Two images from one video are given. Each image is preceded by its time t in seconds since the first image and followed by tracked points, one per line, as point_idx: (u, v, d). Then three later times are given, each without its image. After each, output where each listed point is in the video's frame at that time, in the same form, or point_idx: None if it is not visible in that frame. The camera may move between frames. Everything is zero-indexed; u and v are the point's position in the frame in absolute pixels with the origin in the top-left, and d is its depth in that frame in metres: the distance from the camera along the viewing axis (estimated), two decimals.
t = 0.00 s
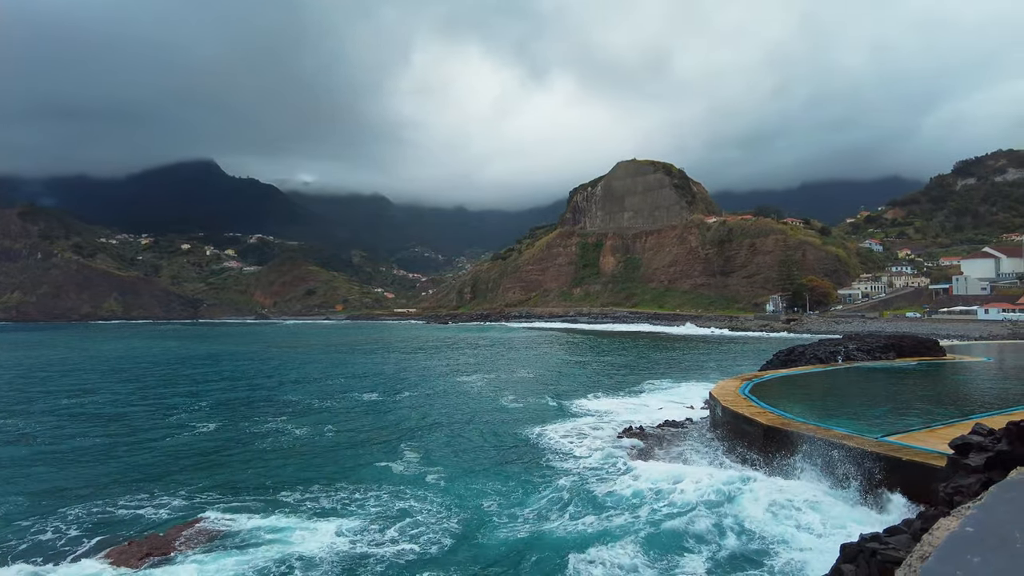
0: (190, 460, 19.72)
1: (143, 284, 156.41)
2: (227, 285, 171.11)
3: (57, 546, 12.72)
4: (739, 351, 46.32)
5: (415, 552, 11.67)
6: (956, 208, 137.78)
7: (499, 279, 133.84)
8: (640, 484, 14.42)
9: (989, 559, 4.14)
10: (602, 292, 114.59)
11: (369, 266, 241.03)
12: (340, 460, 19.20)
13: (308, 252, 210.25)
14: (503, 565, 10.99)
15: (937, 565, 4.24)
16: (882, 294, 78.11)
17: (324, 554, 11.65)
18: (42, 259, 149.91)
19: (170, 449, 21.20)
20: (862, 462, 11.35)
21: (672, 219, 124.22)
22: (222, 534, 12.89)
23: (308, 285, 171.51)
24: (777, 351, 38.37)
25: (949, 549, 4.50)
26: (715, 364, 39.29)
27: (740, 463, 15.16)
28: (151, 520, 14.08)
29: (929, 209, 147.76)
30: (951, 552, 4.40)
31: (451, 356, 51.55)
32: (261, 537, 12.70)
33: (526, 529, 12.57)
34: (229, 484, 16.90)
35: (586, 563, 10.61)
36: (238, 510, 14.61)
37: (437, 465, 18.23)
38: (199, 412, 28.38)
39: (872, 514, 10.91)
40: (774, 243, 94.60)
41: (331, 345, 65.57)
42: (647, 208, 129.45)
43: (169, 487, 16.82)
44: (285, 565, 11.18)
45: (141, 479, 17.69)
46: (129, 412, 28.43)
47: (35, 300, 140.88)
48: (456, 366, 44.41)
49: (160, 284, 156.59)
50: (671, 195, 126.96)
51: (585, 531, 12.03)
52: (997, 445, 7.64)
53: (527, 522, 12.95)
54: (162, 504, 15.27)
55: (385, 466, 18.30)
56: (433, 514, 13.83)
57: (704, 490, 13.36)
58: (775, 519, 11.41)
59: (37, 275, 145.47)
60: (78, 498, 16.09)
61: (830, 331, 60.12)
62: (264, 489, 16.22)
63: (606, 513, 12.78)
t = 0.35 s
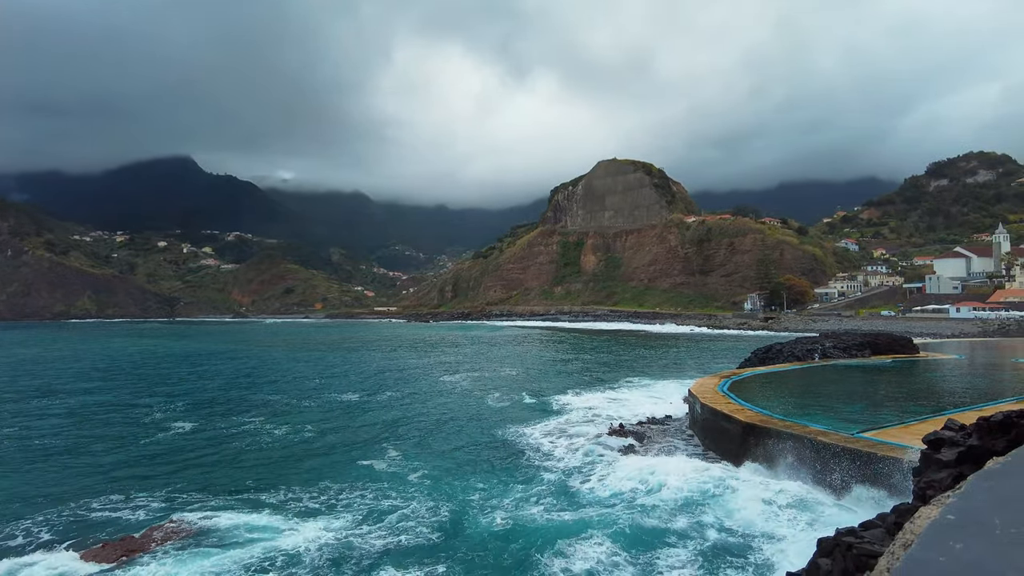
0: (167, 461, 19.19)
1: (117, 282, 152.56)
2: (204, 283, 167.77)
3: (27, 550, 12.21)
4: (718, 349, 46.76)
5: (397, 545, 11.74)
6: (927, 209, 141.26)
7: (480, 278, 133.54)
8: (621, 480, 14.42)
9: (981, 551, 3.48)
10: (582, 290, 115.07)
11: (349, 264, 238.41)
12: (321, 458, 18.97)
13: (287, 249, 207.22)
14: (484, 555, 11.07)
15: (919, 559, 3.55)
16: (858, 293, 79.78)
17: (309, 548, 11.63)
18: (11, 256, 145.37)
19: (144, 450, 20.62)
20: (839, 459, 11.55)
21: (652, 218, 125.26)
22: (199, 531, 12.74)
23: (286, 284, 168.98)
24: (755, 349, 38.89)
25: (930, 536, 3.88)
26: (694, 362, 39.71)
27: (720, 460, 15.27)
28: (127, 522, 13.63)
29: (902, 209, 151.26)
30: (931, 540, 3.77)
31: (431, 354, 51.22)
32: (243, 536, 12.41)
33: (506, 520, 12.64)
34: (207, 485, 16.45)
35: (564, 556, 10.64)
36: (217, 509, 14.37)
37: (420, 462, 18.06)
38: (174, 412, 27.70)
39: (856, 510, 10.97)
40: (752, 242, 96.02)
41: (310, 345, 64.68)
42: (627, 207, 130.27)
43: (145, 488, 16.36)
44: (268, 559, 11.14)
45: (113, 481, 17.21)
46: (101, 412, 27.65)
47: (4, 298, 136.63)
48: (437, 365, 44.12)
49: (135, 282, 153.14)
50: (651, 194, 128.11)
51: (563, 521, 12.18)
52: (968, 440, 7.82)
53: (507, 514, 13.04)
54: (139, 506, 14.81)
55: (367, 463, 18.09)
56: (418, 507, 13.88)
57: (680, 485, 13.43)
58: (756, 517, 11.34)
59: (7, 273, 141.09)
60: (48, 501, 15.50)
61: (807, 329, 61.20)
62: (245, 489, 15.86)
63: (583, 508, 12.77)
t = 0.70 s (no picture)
0: (148, 454, 18.86)
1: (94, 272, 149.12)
2: (185, 273, 164.80)
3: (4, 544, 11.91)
4: (701, 340, 47.30)
5: (383, 531, 11.76)
6: (904, 202, 144.01)
7: (464, 269, 133.10)
8: (604, 468, 14.55)
9: (970, 538, 2.98)
10: (566, 282, 115.38)
11: (331, 254, 235.92)
12: (304, 450, 18.79)
13: (267, 239, 204.30)
14: (469, 540, 11.15)
15: (897, 539, 3.08)
16: (838, 284, 81.23)
17: (295, 536, 11.61)
18: None
19: (123, 443, 20.24)
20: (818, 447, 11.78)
21: (636, 209, 125.82)
22: (180, 521, 12.60)
23: (268, 274, 166.65)
24: (736, 340, 39.42)
25: (913, 517, 3.40)
26: (676, 352, 40.20)
27: (701, 448, 15.45)
28: (106, 515, 13.35)
29: (880, 202, 154.02)
30: (915, 522, 3.26)
31: (415, 346, 51.01)
32: (227, 526, 12.33)
33: (489, 506, 12.74)
34: (190, 477, 16.18)
35: (543, 545, 10.69)
36: (196, 500, 14.20)
37: (404, 453, 17.96)
38: (153, 404, 27.18)
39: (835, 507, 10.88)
40: (734, 234, 97.08)
41: (292, 336, 64.00)
42: (611, 198, 130.73)
43: (125, 481, 16.03)
44: (253, 547, 11.08)
45: (90, 474, 16.86)
46: (77, 404, 27.03)
47: None
48: (421, 356, 44.00)
49: (113, 273, 149.91)
50: (635, 185, 128.71)
51: (543, 509, 12.27)
52: (943, 428, 7.99)
53: (490, 501, 13.08)
54: (120, 499, 14.53)
55: (352, 455, 17.94)
56: (404, 493, 13.93)
57: (663, 475, 13.53)
58: (737, 511, 11.26)
59: None
60: (25, 495, 15.12)
61: (788, 320, 62.20)
62: (227, 482, 15.64)
63: (561, 497, 12.81)
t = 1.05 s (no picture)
0: (132, 440, 18.65)
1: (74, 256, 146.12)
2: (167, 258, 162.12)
3: None
4: (687, 325, 47.72)
5: (369, 511, 11.70)
6: (887, 188, 145.84)
7: (451, 254, 132.55)
8: (589, 452, 14.57)
9: (956, 514, 2.81)
10: (553, 267, 115.51)
11: (316, 239, 233.54)
12: (291, 435, 18.66)
13: (251, 223, 201.41)
14: (454, 521, 11.18)
15: (886, 514, 2.92)
16: (821, 270, 82.35)
17: (282, 516, 11.53)
18: None
19: (107, 429, 19.99)
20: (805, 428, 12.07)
21: (623, 195, 126.00)
22: (167, 503, 12.51)
23: (252, 259, 164.59)
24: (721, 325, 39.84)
25: (899, 493, 3.16)
26: (661, 336, 40.54)
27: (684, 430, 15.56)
28: (92, 500, 13.21)
29: (864, 189, 155.80)
30: (901, 495, 3.08)
31: (401, 331, 50.85)
32: (214, 506, 12.28)
33: (472, 488, 12.80)
34: (176, 463, 16.03)
35: (524, 529, 10.70)
36: (190, 481, 14.33)
37: (389, 436, 17.95)
38: (136, 390, 26.81)
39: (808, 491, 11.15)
40: (720, 220, 97.77)
41: (277, 321, 63.44)
42: (599, 183, 130.64)
43: (109, 467, 15.84)
44: (241, 528, 11.06)
45: (74, 460, 16.64)
46: (58, 391, 26.61)
47: None
48: (408, 341, 43.88)
49: (95, 258, 147.20)
50: (622, 170, 128.75)
51: (524, 492, 12.27)
52: (923, 411, 8.17)
53: (472, 483, 13.08)
54: (105, 485, 14.36)
55: (339, 439, 17.85)
56: (389, 473, 13.90)
57: (647, 459, 13.58)
58: (717, 499, 11.22)
59: None
60: (7, 481, 14.89)
61: (773, 305, 62.99)
62: (212, 466, 15.51)
63: (544, 480, 12.83)
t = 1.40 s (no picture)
0: (119, 428, 18.44)
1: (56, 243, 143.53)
2: (153, 245, 159.66)
3: None
4: (676, 312, 48.04)
5: (357, 496, 11.72)
6: (874, 176, 147.07)
7: (441, 241, 131.85)
8: (571, 443, 14.52)
9: (947, 492, 2.82)
10: (543, 255, 115.47)
11: (304, 226, 231.17)
12: (279, 423, 18.59)
13: (237, 210, 198.59)
14: (442, 507, 11.19)
15: (876, 494, 2.94)
16: (809, 257, 83.12)
17: (274, 500, 11.53)
18: None
19: (93, 417, 19.76)
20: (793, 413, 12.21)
21: (613, 182, 125.96)
22: (158, 488, 12.43)
23: (239, 247, 162.57)
24: (709, 312, 40.14)
25: (888, 472, 3.19)
26: (650, 324, 40.81)
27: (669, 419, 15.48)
28: (80, 486, 13.10)
29: (851, 177, 157.02)
30: (891, 476, 3.09)
31: (390, 319, 50.62)
32: (205, 490, 12.23)
33: (457, 475, 12.78)
34: (165, 451, 15.90)
35: (509, 517, 10.73)
36: (179, 466, 14.24)
37: (378, 422, 17.92)
38: (123, 378, 26.47)
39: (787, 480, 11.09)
40: (709, 207, 98.17)
41: (265, 309, 62.87)
42: (588, 171, 130.39)
43: (96, 455, 15.69)
44: (232, 511, 11.06)
45: (61, 448, 16.46)
46: (42, 379, 26.21)
47: None
48: (398, 329, 43.72)
49: (78, 244, 144.70)
50: (612, 157, 128.56)
51: (508, 481, 12.25)
52: (907, 397, 8.33)
53: (458, 470, 13.08)
54: (92, 472, 14.21)
55: (328, 426, 17.78)
56: (376, 459, 13.87)
57: (629, 450, 13.50)
58: (694, 493, 11.04)
59: None
60: None
61: (760, 292, 63.55)
62: (201, 453, 15.42)
63: (529, 469, 12.85)
